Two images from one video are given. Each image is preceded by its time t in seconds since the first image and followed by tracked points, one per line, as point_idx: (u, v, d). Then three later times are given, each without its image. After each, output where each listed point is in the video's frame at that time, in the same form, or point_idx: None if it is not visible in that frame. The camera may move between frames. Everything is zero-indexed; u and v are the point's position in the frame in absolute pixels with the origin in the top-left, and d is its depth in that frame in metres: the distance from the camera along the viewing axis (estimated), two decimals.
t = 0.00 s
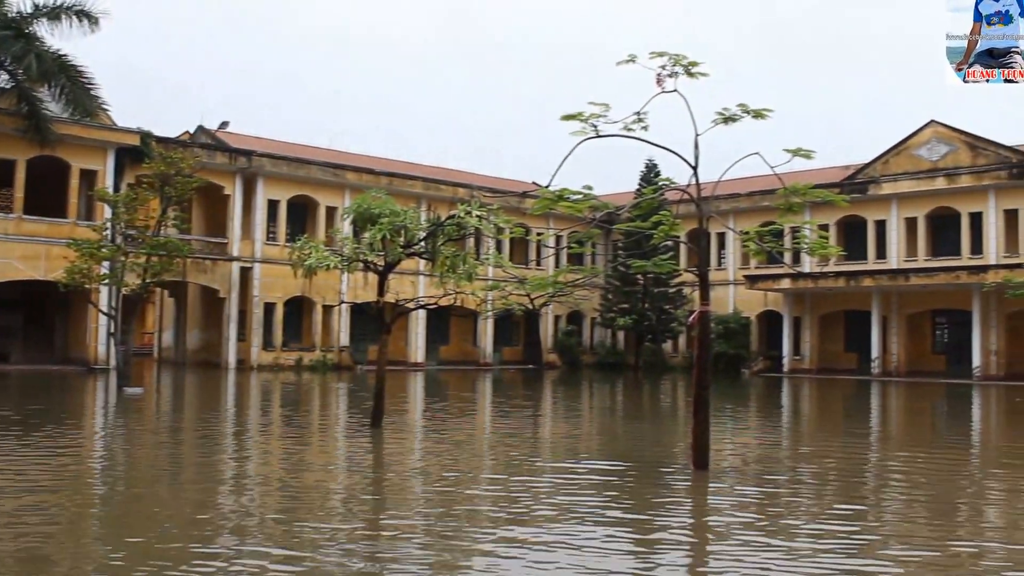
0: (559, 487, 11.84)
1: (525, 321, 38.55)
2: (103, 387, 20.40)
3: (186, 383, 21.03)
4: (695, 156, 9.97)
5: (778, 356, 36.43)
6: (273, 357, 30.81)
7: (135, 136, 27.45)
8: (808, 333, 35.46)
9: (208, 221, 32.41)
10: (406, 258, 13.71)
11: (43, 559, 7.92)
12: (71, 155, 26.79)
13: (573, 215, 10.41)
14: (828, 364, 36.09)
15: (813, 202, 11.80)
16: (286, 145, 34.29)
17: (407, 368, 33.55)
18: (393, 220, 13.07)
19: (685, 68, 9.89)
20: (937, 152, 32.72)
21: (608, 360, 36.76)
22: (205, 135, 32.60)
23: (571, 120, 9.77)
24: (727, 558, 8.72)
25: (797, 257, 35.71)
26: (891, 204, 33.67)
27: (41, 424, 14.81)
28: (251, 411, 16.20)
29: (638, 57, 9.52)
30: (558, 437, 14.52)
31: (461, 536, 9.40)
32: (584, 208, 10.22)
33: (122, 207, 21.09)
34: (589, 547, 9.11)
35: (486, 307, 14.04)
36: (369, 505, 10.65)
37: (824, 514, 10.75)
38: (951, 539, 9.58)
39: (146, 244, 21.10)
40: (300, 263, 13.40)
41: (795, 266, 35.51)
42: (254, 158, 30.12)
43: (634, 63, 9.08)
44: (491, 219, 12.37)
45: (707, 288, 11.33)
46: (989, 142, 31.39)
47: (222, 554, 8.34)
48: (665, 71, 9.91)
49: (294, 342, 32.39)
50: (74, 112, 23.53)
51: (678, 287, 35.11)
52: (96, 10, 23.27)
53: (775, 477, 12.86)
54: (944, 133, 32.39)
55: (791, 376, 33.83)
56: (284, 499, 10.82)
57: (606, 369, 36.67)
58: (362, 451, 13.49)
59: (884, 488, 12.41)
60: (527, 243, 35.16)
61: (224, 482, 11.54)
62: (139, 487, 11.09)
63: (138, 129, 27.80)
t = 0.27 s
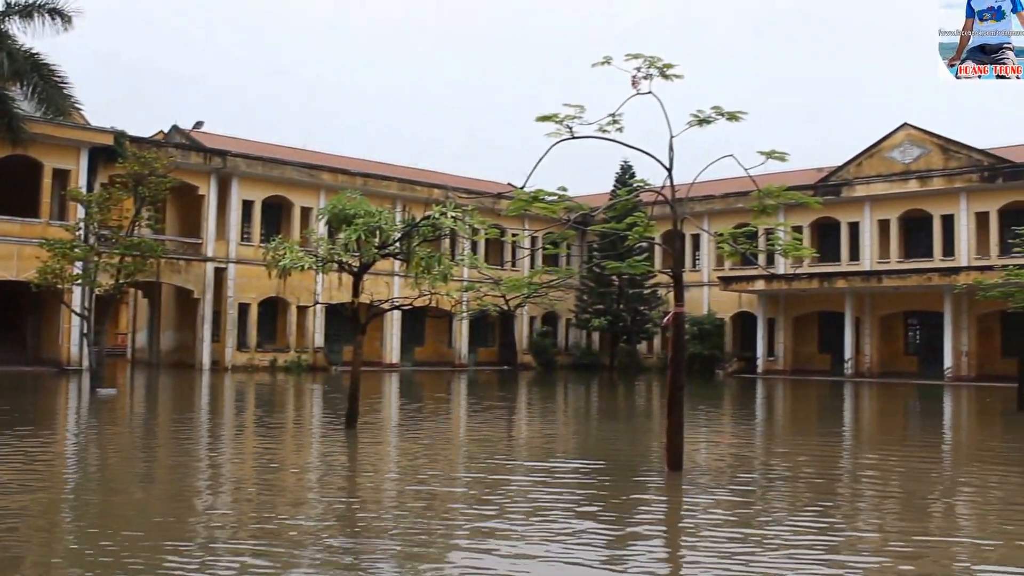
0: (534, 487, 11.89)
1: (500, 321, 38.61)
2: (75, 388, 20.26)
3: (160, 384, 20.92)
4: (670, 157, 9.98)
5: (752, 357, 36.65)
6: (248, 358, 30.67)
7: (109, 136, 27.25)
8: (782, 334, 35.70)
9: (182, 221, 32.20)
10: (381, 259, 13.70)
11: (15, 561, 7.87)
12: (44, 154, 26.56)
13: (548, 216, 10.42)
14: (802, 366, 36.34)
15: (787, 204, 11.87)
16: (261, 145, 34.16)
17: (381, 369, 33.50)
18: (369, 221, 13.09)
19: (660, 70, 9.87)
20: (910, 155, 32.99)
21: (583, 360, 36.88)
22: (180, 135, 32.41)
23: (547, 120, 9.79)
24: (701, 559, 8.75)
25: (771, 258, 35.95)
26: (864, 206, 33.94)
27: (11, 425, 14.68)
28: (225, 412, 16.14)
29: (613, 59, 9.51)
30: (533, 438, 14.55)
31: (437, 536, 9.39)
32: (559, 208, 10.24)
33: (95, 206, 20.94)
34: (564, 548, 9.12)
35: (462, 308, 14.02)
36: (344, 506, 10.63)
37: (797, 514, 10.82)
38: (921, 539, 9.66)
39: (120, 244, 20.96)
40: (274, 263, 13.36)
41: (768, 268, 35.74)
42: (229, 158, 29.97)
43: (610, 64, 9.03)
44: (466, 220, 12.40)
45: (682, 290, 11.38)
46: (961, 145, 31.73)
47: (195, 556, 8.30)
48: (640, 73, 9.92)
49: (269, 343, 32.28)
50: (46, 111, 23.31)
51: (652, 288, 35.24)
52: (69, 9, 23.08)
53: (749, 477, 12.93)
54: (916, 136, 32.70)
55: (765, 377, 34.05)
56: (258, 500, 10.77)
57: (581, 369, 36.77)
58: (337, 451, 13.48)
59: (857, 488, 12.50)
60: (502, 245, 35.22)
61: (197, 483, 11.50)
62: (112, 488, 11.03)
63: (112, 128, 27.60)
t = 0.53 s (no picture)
0: (510, 488, 11.91)
1: (476, 322, 38.64)
2: (48, 389, 20.13)
3: (133, 385, 20.79)
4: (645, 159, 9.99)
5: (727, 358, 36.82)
6: (223, 358, 30.55)
7: (82, 135, 27.05)
8: (756, 336, 35.89)
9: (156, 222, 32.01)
10: (355, 259, 13.68)
11: None
12: (16, 154, 26.33)
13: (523, 217, 10.43)
14: (776, 366, 36.54)
15: (761, 206, 11.90)
16: (237, 145, 34.03)
17: (356, 370, 33.44)
18: (343, 221, 13.05)
19: (635, 72, 9.91)
20: (883, 157, 33.24)
21: (558, 361, 36.98)
22: (154, 135, 32.21)
23: (522, 122, 9.79)
24: (675, 559, 8.78)
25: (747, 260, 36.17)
26: (838, 208, 34.17)
27: None
28: (200, 412, 16.09)
29: (588, 61, 9.53)
30: (507, 439, 14.58)
31: (412, 537, 9.38)
32: (533, 209, 10.26)
33: (69, 206, 20.81)
34: (539, 548, 9.13)
35: (437, 309, 14.04)
36: (319, 507, 10.60)
37: (771, 513, 10.87)
38: (893, 538, 9.73)
39: (94, 244, 20.83)
40: (248, 264, 13.31)
41: (743, 269, 35.93)
42: (204, 158, 29.83)
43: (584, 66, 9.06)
44: (441, 221, 12.43)
45: (656, 290, 11.43)
46: (934, 148, 32.02)
47: (167, 558, 8.25)
48: (614, 74, 9.96)
49: (244, 343, 32.17)
50: (18, 110, 23.12)
51: (627, 290, 35.38)
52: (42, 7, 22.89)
53: (723, 477, 12.99)
54: (890, 139, 32.95)
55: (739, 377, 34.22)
56: (233, 501, 10.72)
57: (556, 370, 36.85)
58: (311, 452, 13.46)
59: (830, 488, 12.58)
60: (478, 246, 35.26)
61: (170, 484, 11.45)
62: (84, 489, 10.97)
63: (86, 128, 27.40)
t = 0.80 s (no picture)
0: (485, 487, 11.95)
1: (451, 323, 38.63)
2: (19, 390, 19.95)
3: (106, 386, 20.65)
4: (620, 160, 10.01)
5: (702, 359, 36.99)
6: (197, 359, 30.41)
7: (55, 135, 26.84)
8: (730, 337, 36.07)
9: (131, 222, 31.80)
10: (329, 259, 13.66)
11: None
12: None
13: (498, 218, 10.44)
14: (750, 367, 36.74)
15: (735, 207, 11.95)
16: (213, 146, 33.87)
17: (332, 370, 33.36)
18: (318, 222, 12.99)
19: (610, 73, 9.92)
20: (858, 159, 33.50)
21: (534, 362, 37.05)
22: (128, 135, 31.99)
23: (497, 122, 9.79)
24: (650, 558, 8.80)
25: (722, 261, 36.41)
26: (813, 209, 34.38)
27: None
28: (173, 413, 16.00)
29: (563, 61, 9.54)
30: (482, 439, 14.61)
31: (386, 538, 9.36)
32: (508, 210, 10.29)
33: (41, 206, 20.65)
34: (514, 548, 9.13)
35: (411, 309, 14.04)
36: (293, 508, 10.55)
37: (745, 513, 10.92)
38: (864, 536, 9.79)
39: (67, 244, 20.66)
40: (222, 264, 13.26)
41: (719, 270, 36.12)
42: (178, 158, 29.68)
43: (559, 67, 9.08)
44: (417, 222, 12.53)
45: (631, 291, 11.47)
46: (908, 149, 32.29)
47: (139, 559, 8.20)
48: (589, 75, 9.97)
49: (218, 344, 32.04)
50: None
51: (602, 290, 35.52)
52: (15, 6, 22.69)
53: (698, 477, 13.04)
54: (864, 141, 33.19)
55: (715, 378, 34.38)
56: (206, 503, 10.66)
57: (532, 371, 36.92)
58: (285, 452, 13.44)
59: (803, 487, 12.64)
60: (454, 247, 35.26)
61: (143, 485, 11.40)
62: (56, 491, 10.91)
63: (59, 128, 27.19)
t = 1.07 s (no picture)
0: (462, 488, 11.94)
1: (427, 324, 38.56)
2: None
3: (77, 387, 20.43)
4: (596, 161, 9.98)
5: (678, 359, 37.12)
6: (171, 361, 30.20)
7: (27, 134, 26.56)
8: (706, 338, 36.27)
9: (103, 222, 31.53)
10: (305, 259, 13.59)
11: None
12: None
13: (474, 219, 10.41)
14: (726, 367, 36.95)
15: (711, 208, 11.98)
16: (187, 145, 33.64)
17: (307, 371, 33.22)
18: (294, 222, 12.93)
19: (588, 73, 9.87)
20: (832, 161, 33.77)
21: (511, 363, 37.08)
22: (101, 134, 31.70)
23: (473, 122, 9.75)
24: (626, 556, 8.82)
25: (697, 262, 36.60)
26: (787, 210, 34.58)
27: None
28: (146, 415, 15.86)
29: (539, 62, 9.45)
30: (458, 439, 14.60)
31: (363, 539, 9.32)
32: (484, 210, 10.27)
33: (13, 206, 20.41)
34: (491, 548, 9.13)
35: (388, 310, 14.01)
36: (269, 509, 10.49)
37: (721, 511, 10.95)
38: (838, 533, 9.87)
39: (38, 245, 20.41)
40: (196, 264, 13.15)
41: (695, 271, 36.28)
42: (152, 158, 29.45)
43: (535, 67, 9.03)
44: (393, 222, 12.53)
45: (607, 291, 11.50)
46: (881, 152, 32.56)
47: (112, 562, 8.13)
48: (566, 75, 9.88)
49: (193, 345, 31.83)
50: None
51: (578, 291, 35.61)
52: None
53: (673, 476, 13.08)
54: (839, 143, 33.45)
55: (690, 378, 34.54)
56: (181, 505, 10.57)
57: (508, 372, 36.96)
58: (261, 453, 13.37)
59: (779, 486, 12.71)
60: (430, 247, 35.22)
61: (117, 487, 11.31)
62: (27, 493, 10.79)
63: (31, 126, 26.90)
